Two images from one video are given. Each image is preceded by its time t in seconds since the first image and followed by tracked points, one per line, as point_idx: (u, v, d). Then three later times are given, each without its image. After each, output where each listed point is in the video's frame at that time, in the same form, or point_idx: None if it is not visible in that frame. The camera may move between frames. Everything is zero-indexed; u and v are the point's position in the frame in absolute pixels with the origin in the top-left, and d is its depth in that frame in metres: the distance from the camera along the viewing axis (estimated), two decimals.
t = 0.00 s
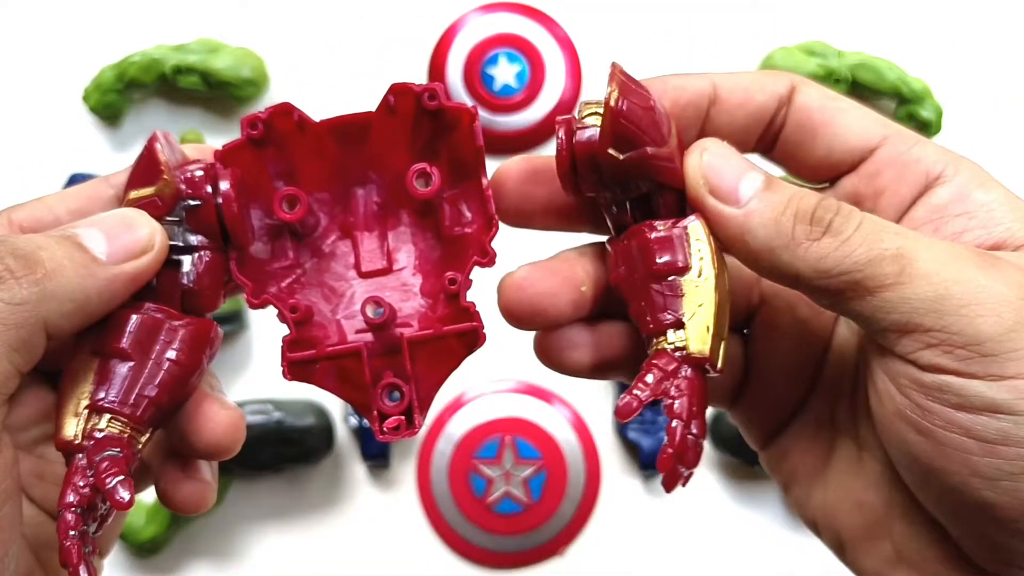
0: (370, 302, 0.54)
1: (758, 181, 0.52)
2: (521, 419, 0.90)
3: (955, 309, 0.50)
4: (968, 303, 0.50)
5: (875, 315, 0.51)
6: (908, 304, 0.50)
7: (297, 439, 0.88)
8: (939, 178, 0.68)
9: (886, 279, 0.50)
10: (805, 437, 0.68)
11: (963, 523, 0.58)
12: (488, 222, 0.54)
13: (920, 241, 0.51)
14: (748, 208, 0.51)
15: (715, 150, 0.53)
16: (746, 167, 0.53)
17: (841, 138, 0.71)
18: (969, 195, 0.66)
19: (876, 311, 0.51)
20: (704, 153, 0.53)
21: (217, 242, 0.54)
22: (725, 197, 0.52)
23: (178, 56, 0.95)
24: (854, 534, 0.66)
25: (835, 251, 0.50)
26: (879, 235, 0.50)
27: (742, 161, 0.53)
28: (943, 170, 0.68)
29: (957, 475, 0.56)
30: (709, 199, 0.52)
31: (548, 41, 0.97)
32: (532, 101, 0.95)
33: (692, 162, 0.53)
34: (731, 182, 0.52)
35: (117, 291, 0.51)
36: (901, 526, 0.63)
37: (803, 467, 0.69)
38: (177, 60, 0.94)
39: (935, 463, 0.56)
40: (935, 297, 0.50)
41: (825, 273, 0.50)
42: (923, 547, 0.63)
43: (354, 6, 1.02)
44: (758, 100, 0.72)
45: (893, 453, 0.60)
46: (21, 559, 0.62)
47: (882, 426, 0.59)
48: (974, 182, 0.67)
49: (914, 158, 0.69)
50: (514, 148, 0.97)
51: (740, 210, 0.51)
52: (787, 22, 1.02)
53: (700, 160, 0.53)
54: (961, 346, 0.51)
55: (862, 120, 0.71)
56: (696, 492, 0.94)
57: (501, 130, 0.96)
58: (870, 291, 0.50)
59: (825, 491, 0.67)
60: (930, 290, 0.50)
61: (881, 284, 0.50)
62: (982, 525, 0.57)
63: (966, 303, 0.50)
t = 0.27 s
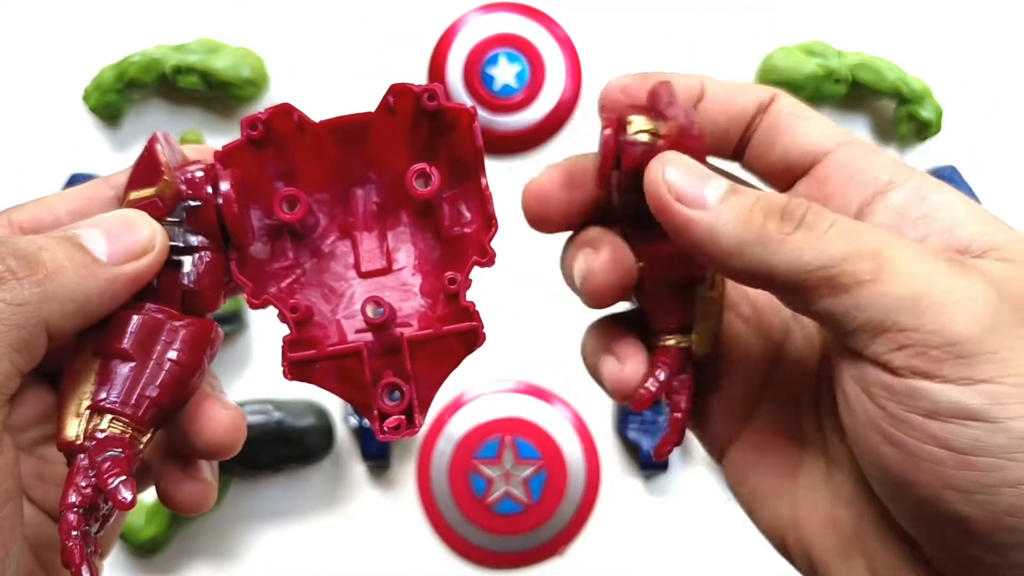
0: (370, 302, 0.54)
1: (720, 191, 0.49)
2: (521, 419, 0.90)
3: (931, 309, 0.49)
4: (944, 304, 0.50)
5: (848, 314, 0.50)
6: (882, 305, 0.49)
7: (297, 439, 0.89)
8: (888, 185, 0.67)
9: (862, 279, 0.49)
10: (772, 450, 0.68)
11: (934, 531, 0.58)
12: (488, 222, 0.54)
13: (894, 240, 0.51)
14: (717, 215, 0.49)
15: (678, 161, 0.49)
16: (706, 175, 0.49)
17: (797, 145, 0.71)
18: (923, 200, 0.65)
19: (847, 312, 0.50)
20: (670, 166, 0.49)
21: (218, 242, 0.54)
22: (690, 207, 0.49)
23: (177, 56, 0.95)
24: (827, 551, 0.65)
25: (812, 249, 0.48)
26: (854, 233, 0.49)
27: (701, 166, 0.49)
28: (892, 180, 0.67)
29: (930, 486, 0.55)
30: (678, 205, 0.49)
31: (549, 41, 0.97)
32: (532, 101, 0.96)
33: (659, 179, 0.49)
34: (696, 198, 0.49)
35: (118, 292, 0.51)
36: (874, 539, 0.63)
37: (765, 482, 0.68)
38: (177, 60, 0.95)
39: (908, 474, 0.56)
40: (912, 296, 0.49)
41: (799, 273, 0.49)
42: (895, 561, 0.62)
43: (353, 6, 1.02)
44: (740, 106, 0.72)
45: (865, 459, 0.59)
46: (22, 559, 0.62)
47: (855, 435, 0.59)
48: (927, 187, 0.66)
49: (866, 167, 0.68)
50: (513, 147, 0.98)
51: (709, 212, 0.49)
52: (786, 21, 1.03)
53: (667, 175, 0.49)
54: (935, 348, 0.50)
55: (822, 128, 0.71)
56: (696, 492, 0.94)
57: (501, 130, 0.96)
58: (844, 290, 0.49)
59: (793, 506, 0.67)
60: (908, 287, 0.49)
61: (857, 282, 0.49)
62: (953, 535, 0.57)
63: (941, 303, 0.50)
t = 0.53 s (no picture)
0: (371, 305, 0.54)
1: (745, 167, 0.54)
2: (521, 419, 0.90)
3: (921, 310, 0.51)
4: (934, 307, 0.52)
5: (837, 315, 0.52)
6: (872, 304, 0.51)
7: (297, 439, 0.89)
8: (866, 199, 0.67)
9: (855, 276, 0.51)
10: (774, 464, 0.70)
11: (923, 544, 0.58)
12: (489, 224, 0.54)
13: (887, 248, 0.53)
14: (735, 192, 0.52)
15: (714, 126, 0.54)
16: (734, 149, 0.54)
17: (764, 159, 0.72)
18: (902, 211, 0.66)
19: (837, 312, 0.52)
20: (706, 132, 0.53)
21: (218, 244, 0.54)
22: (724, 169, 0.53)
23: (177, 56, 0.95)
24: (815, 567, 0.67)
25: (806, 242, 0.51)
26: (848, 236, 0.52)
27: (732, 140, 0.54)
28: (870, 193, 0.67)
29: (919, 499, 0.55)
30: (702, 168, 0.52)
31: (548, 41, 0.97)
32: (532, 101, 0.95)
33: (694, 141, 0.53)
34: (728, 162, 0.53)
35: (119, 294, 0.51)
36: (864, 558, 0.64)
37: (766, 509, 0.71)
38: (177, 60, 0.95)
39: (897, 488, 0.56)
40: (902, 297, 0.51)
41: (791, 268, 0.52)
42: None
43: (353, 6, 1.02)
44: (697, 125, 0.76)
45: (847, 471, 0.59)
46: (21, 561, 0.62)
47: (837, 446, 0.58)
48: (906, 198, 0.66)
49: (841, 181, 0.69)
50: (511, 147, 0.97)
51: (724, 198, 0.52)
52: (786, 21, 1.02)
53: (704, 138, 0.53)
54: (922, 350, 0.52)
55: (791, 146, 0.72)
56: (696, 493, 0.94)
57: (501, 130, 0.96)
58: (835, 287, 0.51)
59: (784, 519, 0.69)
60: (899, 288, 0.51)
61: (850, 280, 0.51)
62: (941, 549, 0.57)
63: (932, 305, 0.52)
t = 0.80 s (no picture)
0: (372, 307, 0.53)
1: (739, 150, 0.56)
2: (522, 419, 0.90)
3: (929, 308, 0.54)
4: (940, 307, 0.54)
5: (843, 315, 0.54)
6: (882, 301, 0.53)
7: (297, 439, 0.89)
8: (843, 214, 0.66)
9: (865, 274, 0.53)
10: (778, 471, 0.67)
11: (927, 562, 0.58)
12: (491, 226, 0.54)
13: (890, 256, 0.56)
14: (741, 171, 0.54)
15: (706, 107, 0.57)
16: (730, 135, 0.56)
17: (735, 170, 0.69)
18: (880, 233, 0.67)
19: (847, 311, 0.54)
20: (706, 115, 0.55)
21: (219, 246, 0.54)
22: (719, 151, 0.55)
23: (177, 56, 0.95)
24: None
25: (814, 234, 0.53)
26: (855, 235, 0.55)
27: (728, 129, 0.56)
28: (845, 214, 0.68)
29: (935, 518, 0.55)
30: (704, 144, 0.54)
31: (549, 41, 0.97)
32: (532, 102, 0.96)
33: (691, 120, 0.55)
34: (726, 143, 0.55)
35: (119, 297, 0.51)
36: None
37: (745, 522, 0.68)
38: (177, 60, 0.94)
39: (910, 509, 0.56)
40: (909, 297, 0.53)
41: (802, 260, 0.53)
42: None
43: (353, 6, 1.01)
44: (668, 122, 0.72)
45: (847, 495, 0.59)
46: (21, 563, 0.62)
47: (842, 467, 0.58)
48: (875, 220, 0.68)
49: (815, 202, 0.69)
50: (516, 146, 0.98)
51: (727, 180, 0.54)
52: (787, 20, 1.02)
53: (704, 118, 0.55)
54: (930, 356, 0.53)
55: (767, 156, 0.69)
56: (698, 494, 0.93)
57: (502, 130, 0.96)
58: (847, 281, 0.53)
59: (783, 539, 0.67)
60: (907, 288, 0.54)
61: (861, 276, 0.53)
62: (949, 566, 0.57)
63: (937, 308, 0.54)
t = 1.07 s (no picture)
0: (364, 306, 0.53)
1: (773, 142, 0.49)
2: (522, 419, 0.89)
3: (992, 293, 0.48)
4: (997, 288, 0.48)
5: (889, 308, 0.48)
6: (941, 291, 0.47)
7: (297, 439, 0.88)
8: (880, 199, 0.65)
9: (920, 261, 0.47)
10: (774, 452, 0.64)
11: (955, 552, 0.56)
12: (482, 225, 0.54)
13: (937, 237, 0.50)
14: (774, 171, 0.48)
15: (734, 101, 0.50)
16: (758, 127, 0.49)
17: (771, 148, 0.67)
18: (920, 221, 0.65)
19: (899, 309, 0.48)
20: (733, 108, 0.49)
21: (209, 246, 0.53)
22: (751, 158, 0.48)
23: (178, 56, 0.95)
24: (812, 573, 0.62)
25: (853, 226, 0.47)
26: (896, 226, 0.48)
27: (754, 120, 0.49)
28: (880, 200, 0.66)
29: (975, 508, 0.52)
30: (734, 141, 0.48)
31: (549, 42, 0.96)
32: (532, 101, 0.96)
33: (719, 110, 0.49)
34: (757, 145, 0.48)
35: (110, 296, 0.50)
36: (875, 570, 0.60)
37: (749, 516, 0.65)
38: (177, 61, 0.94)
39: (950, 497, 0.52)
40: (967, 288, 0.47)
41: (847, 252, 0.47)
42: None
43: (353, 6, 1.01)
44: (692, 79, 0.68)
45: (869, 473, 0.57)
46: (15, 564, 0.61)
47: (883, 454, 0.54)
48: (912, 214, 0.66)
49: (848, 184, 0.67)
50: (516, 145, 0.98)
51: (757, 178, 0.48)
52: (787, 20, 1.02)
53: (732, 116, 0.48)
54: (985, 347, 0.47)
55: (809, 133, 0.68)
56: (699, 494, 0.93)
57: (501, 130, 0.96)
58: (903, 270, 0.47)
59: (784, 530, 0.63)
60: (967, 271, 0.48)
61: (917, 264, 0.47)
62: (973, 555, 0.55)
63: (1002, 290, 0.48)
